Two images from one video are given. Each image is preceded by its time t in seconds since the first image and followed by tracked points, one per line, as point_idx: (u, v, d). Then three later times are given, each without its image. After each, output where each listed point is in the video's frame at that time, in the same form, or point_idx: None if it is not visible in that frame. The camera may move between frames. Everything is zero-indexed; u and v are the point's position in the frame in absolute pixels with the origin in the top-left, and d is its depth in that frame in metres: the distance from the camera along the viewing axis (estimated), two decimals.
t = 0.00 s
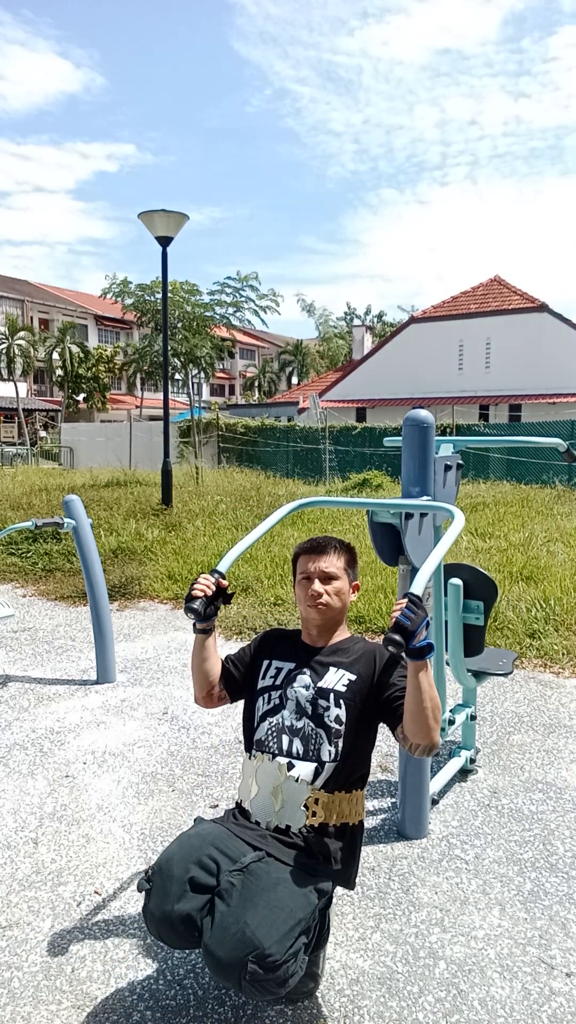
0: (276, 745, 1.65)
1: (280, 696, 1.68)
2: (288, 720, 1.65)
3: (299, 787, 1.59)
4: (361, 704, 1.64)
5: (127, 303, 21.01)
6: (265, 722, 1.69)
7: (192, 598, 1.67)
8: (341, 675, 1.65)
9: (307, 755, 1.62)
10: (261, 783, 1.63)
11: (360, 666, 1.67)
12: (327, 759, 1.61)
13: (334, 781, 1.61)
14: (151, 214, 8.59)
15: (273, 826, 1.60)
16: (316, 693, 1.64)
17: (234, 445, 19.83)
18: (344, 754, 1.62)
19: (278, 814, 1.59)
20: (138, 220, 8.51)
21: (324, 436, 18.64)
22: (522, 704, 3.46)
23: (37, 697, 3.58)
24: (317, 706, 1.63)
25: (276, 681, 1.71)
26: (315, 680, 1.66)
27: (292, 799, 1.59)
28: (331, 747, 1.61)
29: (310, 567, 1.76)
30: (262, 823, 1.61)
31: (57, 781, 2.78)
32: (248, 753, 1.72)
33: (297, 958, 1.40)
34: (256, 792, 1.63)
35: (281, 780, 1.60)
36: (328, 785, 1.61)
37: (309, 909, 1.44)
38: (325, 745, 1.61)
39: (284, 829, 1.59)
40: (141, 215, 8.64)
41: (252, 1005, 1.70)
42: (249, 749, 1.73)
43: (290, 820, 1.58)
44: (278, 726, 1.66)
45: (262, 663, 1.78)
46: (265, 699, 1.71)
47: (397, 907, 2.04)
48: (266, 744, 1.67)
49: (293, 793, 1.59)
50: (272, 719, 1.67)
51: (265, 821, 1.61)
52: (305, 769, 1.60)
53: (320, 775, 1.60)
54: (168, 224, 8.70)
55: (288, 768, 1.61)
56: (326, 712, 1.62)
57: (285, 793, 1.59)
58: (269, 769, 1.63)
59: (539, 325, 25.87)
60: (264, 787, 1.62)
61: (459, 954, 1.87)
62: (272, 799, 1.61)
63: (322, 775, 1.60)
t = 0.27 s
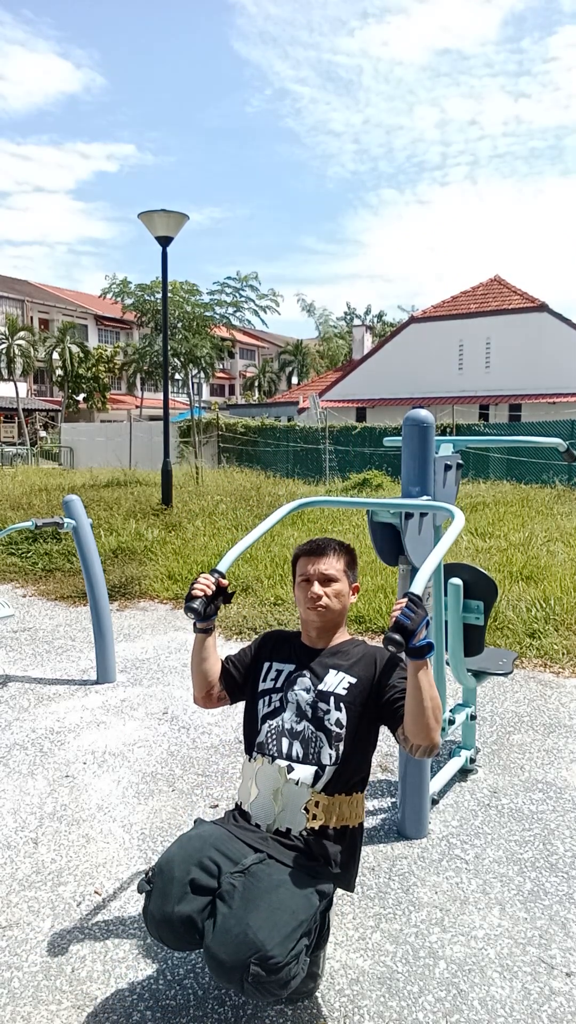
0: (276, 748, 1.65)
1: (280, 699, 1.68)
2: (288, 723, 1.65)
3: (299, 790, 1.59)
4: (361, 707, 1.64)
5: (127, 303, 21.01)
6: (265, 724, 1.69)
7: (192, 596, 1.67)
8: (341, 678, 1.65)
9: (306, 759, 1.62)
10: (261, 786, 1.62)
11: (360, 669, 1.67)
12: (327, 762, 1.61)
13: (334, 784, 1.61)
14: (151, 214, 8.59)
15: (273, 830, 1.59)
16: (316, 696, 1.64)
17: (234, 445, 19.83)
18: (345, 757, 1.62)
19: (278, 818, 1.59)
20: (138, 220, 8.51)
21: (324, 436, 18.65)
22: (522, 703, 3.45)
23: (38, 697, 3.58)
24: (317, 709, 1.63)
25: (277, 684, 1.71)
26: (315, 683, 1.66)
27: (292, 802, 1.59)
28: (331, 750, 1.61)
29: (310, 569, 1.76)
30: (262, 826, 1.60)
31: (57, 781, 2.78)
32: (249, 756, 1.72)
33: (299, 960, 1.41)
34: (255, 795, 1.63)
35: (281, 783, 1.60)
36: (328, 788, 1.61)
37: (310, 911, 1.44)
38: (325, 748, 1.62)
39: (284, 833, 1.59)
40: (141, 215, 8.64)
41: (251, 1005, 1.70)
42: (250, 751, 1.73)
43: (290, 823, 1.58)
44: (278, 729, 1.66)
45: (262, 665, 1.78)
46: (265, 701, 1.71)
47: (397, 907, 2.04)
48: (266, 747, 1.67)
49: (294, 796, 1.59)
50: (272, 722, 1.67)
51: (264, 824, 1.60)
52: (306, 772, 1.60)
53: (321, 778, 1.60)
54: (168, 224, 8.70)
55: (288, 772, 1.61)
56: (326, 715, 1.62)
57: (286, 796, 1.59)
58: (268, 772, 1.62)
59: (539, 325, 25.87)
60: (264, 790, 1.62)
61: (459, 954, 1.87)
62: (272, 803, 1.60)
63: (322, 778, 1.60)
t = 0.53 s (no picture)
0: (274, 755, 1.65)
1: (279, 705, 1.68)
2: (286, 730, 1.65)
3: (300, 797, 1.59)
4: (360, 713, 1.64)
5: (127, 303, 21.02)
6: (263, 730, 1.69)
7: (192, 597, 1.67)
8: (339, 684, 1.65)
9: (305, 766, 1.62)
10: (262, 792, 1.62)
11: (358, 675, 1.67)
12: (326, 769, 1.61)
13: (334, 790, 1.62)
14: (151, 214, 8.59)
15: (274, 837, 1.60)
16: (314, 703, 1.65)
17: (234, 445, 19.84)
18: (344, 764, 1.63)
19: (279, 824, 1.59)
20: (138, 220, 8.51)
21: (324, 436, 18.66)
22: (522, 704, 3.46)
23: (38, 697, 3.58)
24: (315, 716, 1.63)
25: (276, 689, 1.71)
26: (313, 690, 1.66)
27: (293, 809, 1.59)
28: (330, 757, 1.62)
29: (308, 573, 1.76)
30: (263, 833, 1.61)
31: (57, 781, 2.78)
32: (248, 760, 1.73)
33: (303, 961, 1.40)
34: (256, 801, 1.63)
35: (281, 790, 1.61)
36: (328, 794, 1.62)
37: (314, 912, 1.44)
38: (324, 755, 1.62)
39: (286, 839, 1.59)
40: (141, 215, 8.64)
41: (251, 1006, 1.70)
42: (249, 756, 1.74)
43: (291, 830, 1.59)
44: (277, 735, 1.66)
45: (261, 670, 1.77)
46: (263, 707, 1.71)
47: (397, 907, 2.04)
48: (265, 753, 1.67)
49: (295, 803, 1.59)
50: (270, 728, 1.67)
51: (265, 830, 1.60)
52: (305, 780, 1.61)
53: (320, 784, 1.61)
54: (168, 225, 8.70)
55: (288, 778, 1.62)
56: (324, 722, 1.62)
57: (286, 803, 1.59)
58: (268, 779, 1.62)
59: (539, 325, 25.87)
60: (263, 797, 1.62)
61: (459, 954, 1.87)
62: (272, 809, 1.60)
63: (323, 784, 1.61)
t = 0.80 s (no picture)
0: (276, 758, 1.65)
1: (280, 708, 1.68)
2: (288, 733, 1.65)
3: (306, 799, 1.60)
4: (361, 715, 1.64)
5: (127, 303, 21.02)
6: (266, 733, 1.69)
7: (192, 595, 1.67)
8: (339, 687, 1.65)
9: (308, 769, 1.63)
10: (268, 793, 1.64)
11: (358, 677, 1.66)
12: (329, 772, 1.62)
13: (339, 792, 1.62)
14: (151, 214, 8.59)
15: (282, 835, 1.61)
16: (315, 707, 1.64)
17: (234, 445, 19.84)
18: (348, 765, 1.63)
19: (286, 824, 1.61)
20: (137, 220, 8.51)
21: (324, 436, 18.66)
22: (522, 703, 3.45)
23: (38, 697, 3.58)
24: (316, 719, 1.63)
25: (277, 692, 1.71)
26: (314, 693, 1.66)
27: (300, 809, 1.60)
28: (332, 760, 1.62)
29: (307, 575, 1.75)
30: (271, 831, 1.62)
31: (57, 781, 2.78)
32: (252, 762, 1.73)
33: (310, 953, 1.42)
34: (263, 801, 1.64)
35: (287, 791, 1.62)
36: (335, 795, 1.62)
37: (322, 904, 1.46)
38: (326, 759, 1.62)
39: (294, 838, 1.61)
40: (141, 215, 8.64)
41: (252, 1005, 1.70)
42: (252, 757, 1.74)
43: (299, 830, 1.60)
44: (279, 739, 1.66)
45: (262, 671, 1.77)
46: (264, 710, 1.71)
47: (397, 907, 2.04)
48: (267, 756, 1.67)
49: (301, 804, 1.60)
50: (272, 732, 1.68)
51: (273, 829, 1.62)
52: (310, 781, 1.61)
53: (325, 787, 1.61)
54: (168, 225, 8.70)
55: (293, 781, 1.62)
56: (326, 725, 1.62)
57: (293, 804, 1.61)
58: (274, 781, 1.64)
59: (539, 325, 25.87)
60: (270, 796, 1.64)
61: (459, 954, 1.87)
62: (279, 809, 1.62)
63: (327, 786, 1.61)
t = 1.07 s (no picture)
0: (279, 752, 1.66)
1: (281, 703, 1.69)
2: (289, 727, 1.66)
3: (310, 790, 1.61)
4: (361, 705, 1.64)
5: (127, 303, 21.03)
6: (268, 727, 1.70)
7: (190, 587, 1.67)
8: (338, 680, 1.65)
9: (310, 762, 1.63)
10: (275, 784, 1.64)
11: (357, 669, 1.65)
12: (332, 764, 1.62)
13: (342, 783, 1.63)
14: (151, 214, 8.59)
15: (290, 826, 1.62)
16: (315, 700, 1.64)
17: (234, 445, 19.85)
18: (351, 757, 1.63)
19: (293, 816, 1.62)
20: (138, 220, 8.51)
21: (324, 436, 18.66)
22: (522, 704, 3.46)
23: (38, 697, 3.58)
24: (316, 713, 1.63)
25: (277, 686, 1.71)
26: (313, 687, 1.66)
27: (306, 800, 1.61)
28: (334, 752, 1.62)
29: (302, 567, 1.74)
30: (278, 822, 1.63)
31: (57, 781, 2.78)
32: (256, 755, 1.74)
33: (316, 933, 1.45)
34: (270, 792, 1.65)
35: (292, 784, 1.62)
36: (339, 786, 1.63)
37: (329, 887, 1.49)
38: (328, 751, 1.62)
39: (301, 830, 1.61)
40: (141, 215, 8.64)
41: (252, 1005, 1.71)
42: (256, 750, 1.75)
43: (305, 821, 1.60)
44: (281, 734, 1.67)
45: (261, 665, 1.77)
46: (265, 704, 1.71)
47: (397, 907, 2.04)
48: (271, 749, 1.68)
49: (305, 796, 1.61)
50: (274, 727, 1.68)
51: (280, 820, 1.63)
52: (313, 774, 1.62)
53: (328, 779, 1.62)
54: (168, 225, 8.70)
55: (296, 774, 1.63)
56: (325, 719, 1.62)
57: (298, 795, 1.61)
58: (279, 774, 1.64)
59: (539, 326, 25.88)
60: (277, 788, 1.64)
61: (459, 954, 1.87)
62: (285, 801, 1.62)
63: (331, 778, 1.62)
